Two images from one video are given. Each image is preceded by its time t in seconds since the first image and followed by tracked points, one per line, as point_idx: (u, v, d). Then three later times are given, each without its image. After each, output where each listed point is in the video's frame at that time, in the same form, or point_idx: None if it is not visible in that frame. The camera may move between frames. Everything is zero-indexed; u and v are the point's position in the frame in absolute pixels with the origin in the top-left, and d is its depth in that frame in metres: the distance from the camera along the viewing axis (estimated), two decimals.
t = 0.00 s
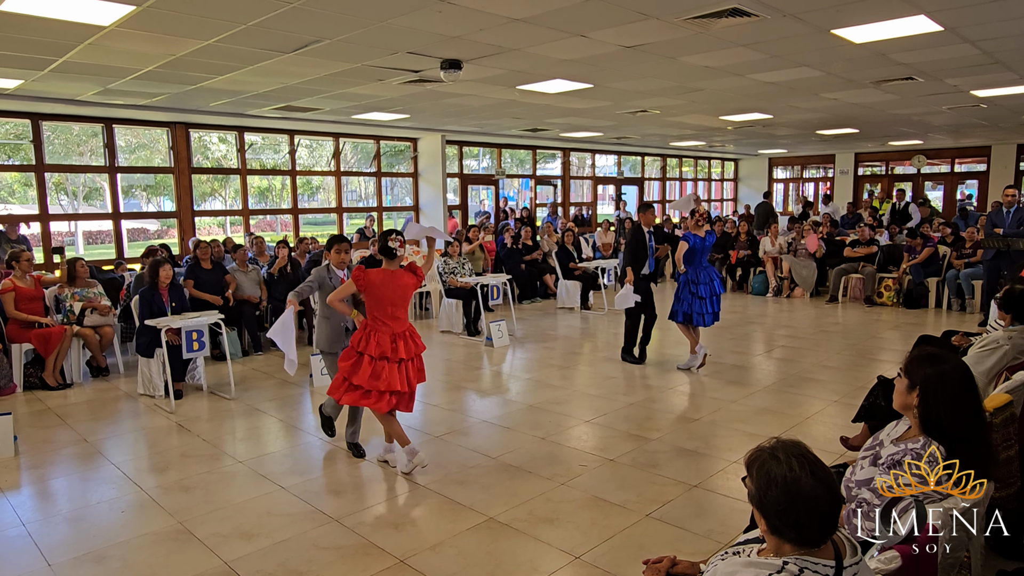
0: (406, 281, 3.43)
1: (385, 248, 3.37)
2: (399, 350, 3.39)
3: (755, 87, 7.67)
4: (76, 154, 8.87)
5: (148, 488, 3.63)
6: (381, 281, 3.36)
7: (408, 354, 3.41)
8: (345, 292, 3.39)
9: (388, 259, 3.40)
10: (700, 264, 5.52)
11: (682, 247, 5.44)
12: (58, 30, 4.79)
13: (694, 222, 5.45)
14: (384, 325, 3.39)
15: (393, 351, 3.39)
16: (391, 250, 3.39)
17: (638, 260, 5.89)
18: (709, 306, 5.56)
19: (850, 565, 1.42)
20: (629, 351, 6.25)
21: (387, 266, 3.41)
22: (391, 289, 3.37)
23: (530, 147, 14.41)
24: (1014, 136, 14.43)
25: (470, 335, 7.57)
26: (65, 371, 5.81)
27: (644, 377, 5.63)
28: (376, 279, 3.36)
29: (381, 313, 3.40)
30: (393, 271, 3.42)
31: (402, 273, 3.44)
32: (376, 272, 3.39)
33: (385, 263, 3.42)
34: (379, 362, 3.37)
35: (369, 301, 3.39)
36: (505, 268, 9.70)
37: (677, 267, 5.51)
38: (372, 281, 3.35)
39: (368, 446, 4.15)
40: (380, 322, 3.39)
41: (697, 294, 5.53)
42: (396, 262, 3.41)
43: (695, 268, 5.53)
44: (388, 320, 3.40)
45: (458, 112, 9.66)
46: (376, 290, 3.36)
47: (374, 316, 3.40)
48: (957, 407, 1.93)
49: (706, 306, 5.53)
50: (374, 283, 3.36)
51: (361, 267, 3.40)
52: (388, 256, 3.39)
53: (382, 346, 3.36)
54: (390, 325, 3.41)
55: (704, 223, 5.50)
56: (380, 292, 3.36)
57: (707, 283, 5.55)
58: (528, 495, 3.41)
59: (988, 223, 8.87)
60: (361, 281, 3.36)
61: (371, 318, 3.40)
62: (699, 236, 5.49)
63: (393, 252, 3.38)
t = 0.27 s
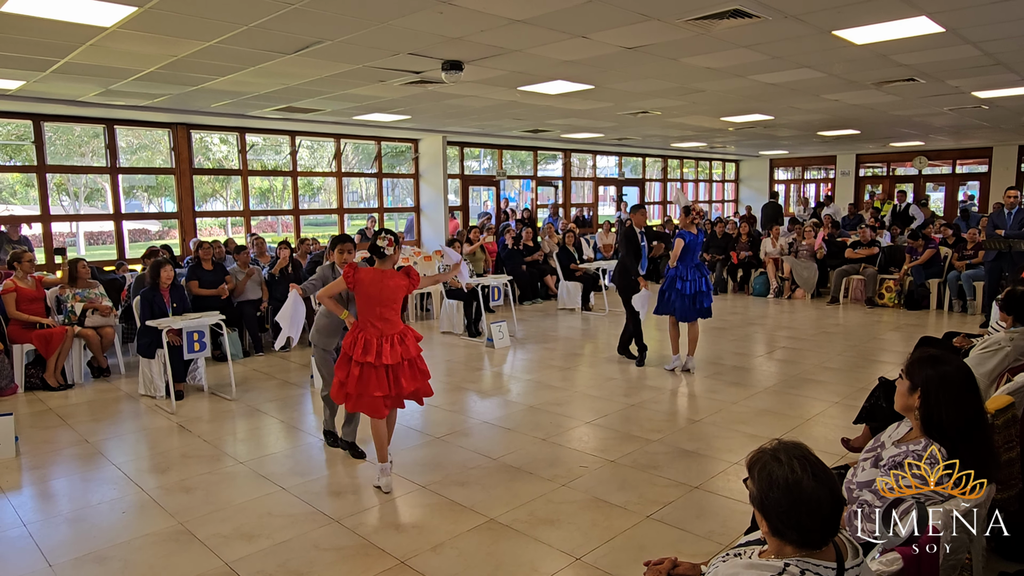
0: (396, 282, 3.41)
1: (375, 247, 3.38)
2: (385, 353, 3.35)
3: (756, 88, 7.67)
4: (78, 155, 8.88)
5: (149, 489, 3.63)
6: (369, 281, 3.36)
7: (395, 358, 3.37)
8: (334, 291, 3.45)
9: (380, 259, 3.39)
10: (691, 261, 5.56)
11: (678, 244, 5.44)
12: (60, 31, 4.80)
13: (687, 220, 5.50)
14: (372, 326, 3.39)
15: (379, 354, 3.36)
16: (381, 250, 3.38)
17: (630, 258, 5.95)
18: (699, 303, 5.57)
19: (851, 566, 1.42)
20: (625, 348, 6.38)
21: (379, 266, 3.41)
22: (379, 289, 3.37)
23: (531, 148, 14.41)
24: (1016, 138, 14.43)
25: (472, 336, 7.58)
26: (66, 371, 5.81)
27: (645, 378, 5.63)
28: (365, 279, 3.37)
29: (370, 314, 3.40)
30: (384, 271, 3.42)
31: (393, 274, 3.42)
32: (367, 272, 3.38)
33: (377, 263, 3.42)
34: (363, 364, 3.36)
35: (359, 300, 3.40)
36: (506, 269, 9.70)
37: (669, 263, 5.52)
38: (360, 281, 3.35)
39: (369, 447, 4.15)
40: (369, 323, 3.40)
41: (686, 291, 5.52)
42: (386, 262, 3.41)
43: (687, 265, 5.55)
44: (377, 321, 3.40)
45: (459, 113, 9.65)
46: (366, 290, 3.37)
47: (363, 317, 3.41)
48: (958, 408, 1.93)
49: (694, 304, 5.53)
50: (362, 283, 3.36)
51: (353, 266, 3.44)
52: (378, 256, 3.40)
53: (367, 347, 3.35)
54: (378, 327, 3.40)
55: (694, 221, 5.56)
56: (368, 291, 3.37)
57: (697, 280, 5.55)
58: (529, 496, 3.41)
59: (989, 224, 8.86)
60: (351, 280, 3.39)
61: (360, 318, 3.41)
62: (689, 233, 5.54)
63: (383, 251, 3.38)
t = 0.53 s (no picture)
0: (396, 286, 3.39)
1: (377, 250, 3.37)
2: (383, 358, 3.34)
3: (756, 89, 7.67)
4: (79, 156, 8.88)
5: (149, 489, 3.63)
6: (369, 284, 3.35)
7: (391, 363, 3.35)
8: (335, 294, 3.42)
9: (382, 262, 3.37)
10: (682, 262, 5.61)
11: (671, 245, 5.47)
12: (61, 32, 4.80)
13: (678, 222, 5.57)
14: (371, 330, 3.38)
15: (376, 358, 3.34)
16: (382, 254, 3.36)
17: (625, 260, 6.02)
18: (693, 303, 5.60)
19: (852, 567, 1.42)
20: (625, 350, 6.40)
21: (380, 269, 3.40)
22: (378, 293, 3.35)
23: (531, 149, 14.43)
24: (1016, 139, 14.44)
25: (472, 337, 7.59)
26: (67, 372, 5.81)
27: (645, 379, 5.63)
28: (366, 282, 3.36)
29: (370, 317, 3.38)
30: (385, 274, 3.40)
31: (393, 277, 3.40)
32: (368, 275, 3.37)
33: (379, 266, 3.40)
34: (359, 368, 3.35)
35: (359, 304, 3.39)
36: (507, 270, 9.70)
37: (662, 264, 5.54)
38: (361, 283, 3.34)
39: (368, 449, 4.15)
40: (368, 327, 3.38)
41: (680, 291, 5.54)
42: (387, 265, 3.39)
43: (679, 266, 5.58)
44: (376, 325, 3.38)
45: (460, 114, 9.65)
46: (366, 294, 3.35)
47: (362, 320, 3.40)
48: (959, 408, 1.93)
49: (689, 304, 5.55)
50: (362, 285, 3.34)
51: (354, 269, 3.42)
52: (379, 259, 3.38)
53: (365, 351, 3.34)
54: (377, 331, 3.38)
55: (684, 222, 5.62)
56: (368, 295, 3.35)
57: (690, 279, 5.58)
58: (529, 497, 3.40)
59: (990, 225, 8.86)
60: (351, 283, 3.37)
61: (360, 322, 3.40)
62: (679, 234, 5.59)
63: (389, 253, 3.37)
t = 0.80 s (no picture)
0: (399, 288, 3.41)
1: (382, 253, 3.37)
2: (395, 361, 3.35)
3: (756, 90, 7.68)
4: (79, 157, 8.89)
5: (149, 490, 3.63)
6: (373, 289, 3.36)
7: (404, 364, 3.36)
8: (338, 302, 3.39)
9: (383, 265, 3.39)
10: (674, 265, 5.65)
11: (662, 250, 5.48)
12: (61, 32, 4.80)
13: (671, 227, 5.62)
14: (378, 335, 3.38)
15: (388, 362, 3.34)
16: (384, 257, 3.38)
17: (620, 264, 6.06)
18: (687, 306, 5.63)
19: (851, 569, 1.42)
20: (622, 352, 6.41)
21: (382, 272, 3.41)
22: (383, 296, 3.36)
23: (531, 150, 14.45)
24: (1016, 141, 14.44)
25: (472, 338, 7.59)
26: (67, 372, 5.82)
27: (645, 381, 5.64)
28: (368, 287, 3.37)
29: (376, 322, 3.38)
30: (386, 278, 3.42)
31: (395, 280, 3.42)
32: (369, 280, 3.38)
33: (380, 270, 3.41)
34: (372, 374, 3.34)
35: (362, 309, 3.38)
36: (507, 271, 9.70)
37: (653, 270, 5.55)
38: (366, 288, 3.35)
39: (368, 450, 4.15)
40: (374, 332, 3.38)
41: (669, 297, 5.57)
42: (388, 268, 3.41)
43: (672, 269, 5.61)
44: (383, 330, 3.38)
45: (460, 115, 9.66)
46: (371, 298, 3.36)
47: (368, 326, 3.39)
48: (958, 409, 1.93)
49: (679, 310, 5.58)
50: (366, 290, 3.36)
51: (353, 274, 3.42)
52: (381, 263, 3.39)
53: (377, 357, 3.33)
54: (384, 335, 3.39)
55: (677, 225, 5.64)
56: (373, 299, 3.36)
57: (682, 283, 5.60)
58: (528, 498, 3.41)
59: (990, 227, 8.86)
60: (353, 290, 3.37)
61: (366, 328, 3.39)
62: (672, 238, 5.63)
63: (394, 257, 3.38)
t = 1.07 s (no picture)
0: (400, 289, 3.43)
1: (383, 253, 3.37)
2: (399, 361, 3.37)
3: (756, 92, 7.68)
4: (79, 158, 8.89)
5: (148, 491, 3.63)
6: (375, 289, 3.37)
7: (409, 363, 3.40)
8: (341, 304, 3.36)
9: (385, 266, 3.40)
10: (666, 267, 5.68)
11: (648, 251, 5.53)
12: (60, 33, 4.80)
13: (661, 229, 5.62)
14: (381, 336, 3.38)
15: (395, 362, 3.36)
16: (386, 257, 3.38)
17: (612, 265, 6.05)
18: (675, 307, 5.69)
19: (850, 570, 1.42)
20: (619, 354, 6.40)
21: (383, 273, 3.41)
22: (386, 296, 3.37)
23: (531, 151, 14.46)
24: (1015, 142, 14.45)
25: (471, 339, 7.59)
26: (66, 373, 5.82)
27: (644, 382, 5.63)
28: (370, 289, 3.36)
29: (380, 323, 3.38)
30: (387, 278, 3.43)
31: (395, 281, 3.44)
32: (371, 282, 3.37)
33: (380, 271, 3.41)
34: (379, 374, 3.33)
35: (365, 310, 3.38)
36: (507, 272, 9.70)
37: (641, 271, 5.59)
38: (368, 289, 3.35)
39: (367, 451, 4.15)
40: (378, 333, 3.37)
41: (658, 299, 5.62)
42: (389, 269, 3.42)
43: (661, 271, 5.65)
44: (386, 330, 3.39)
45: (460, 116, 9.66)
46: (374, 299, 3.36)
47: (371, 327, 3.38)
48: (958, 412, 1.93)
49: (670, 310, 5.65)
50: (369, 291, 3.35)
51: (353, 276, 3.40)
52: (382, 264, 3.40)
53: (382, 357, 3.33)
54: (387, 335, 3.39)
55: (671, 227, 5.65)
56: (376, 300, 3.36)
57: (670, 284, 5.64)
58: (528, 499, 3.41)
59: (989, 228, 8.87)
60: (356, 291, 3.36)
61: (369, 329, 3.38)
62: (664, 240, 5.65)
63: (394, 257, 3.39)
